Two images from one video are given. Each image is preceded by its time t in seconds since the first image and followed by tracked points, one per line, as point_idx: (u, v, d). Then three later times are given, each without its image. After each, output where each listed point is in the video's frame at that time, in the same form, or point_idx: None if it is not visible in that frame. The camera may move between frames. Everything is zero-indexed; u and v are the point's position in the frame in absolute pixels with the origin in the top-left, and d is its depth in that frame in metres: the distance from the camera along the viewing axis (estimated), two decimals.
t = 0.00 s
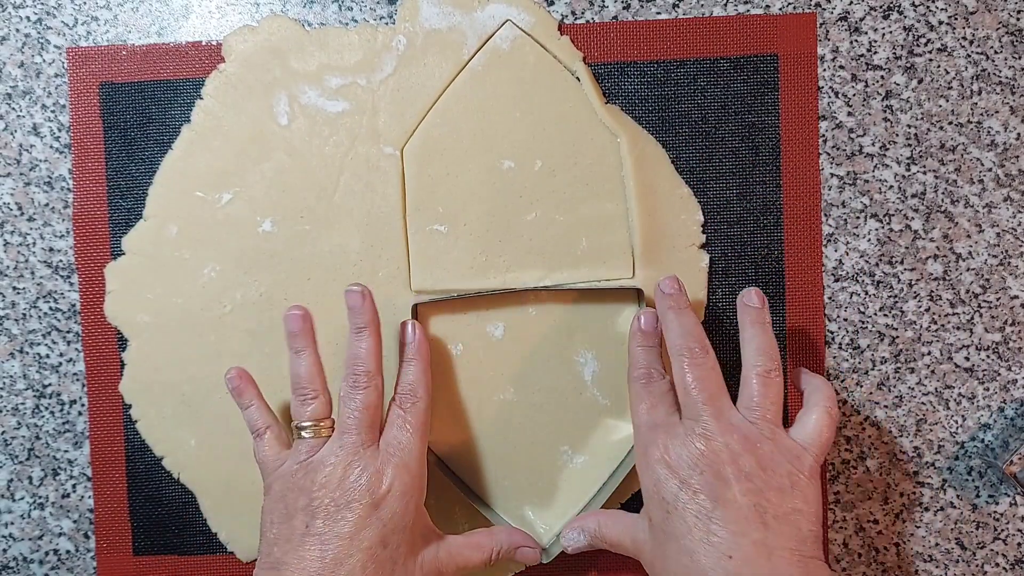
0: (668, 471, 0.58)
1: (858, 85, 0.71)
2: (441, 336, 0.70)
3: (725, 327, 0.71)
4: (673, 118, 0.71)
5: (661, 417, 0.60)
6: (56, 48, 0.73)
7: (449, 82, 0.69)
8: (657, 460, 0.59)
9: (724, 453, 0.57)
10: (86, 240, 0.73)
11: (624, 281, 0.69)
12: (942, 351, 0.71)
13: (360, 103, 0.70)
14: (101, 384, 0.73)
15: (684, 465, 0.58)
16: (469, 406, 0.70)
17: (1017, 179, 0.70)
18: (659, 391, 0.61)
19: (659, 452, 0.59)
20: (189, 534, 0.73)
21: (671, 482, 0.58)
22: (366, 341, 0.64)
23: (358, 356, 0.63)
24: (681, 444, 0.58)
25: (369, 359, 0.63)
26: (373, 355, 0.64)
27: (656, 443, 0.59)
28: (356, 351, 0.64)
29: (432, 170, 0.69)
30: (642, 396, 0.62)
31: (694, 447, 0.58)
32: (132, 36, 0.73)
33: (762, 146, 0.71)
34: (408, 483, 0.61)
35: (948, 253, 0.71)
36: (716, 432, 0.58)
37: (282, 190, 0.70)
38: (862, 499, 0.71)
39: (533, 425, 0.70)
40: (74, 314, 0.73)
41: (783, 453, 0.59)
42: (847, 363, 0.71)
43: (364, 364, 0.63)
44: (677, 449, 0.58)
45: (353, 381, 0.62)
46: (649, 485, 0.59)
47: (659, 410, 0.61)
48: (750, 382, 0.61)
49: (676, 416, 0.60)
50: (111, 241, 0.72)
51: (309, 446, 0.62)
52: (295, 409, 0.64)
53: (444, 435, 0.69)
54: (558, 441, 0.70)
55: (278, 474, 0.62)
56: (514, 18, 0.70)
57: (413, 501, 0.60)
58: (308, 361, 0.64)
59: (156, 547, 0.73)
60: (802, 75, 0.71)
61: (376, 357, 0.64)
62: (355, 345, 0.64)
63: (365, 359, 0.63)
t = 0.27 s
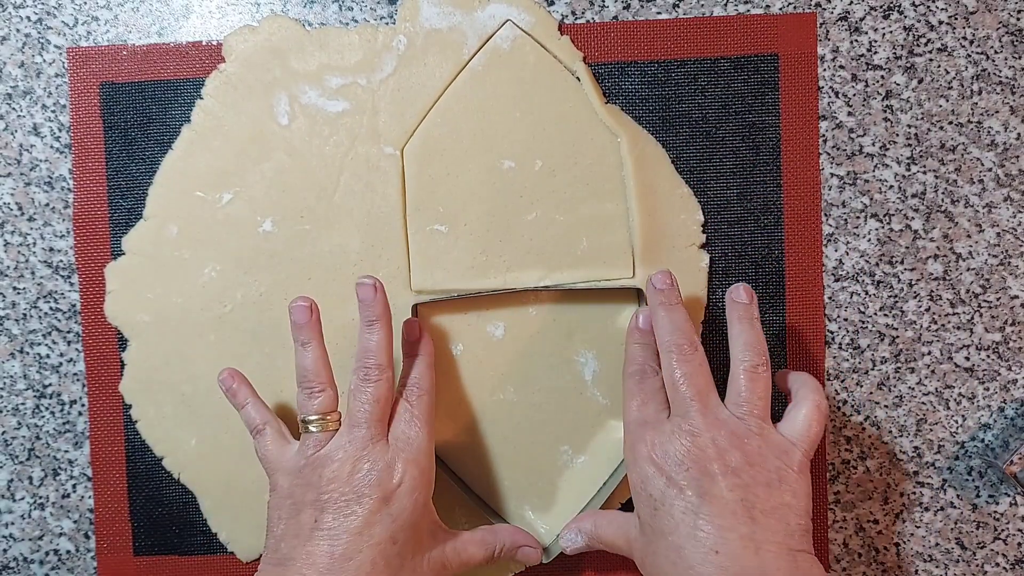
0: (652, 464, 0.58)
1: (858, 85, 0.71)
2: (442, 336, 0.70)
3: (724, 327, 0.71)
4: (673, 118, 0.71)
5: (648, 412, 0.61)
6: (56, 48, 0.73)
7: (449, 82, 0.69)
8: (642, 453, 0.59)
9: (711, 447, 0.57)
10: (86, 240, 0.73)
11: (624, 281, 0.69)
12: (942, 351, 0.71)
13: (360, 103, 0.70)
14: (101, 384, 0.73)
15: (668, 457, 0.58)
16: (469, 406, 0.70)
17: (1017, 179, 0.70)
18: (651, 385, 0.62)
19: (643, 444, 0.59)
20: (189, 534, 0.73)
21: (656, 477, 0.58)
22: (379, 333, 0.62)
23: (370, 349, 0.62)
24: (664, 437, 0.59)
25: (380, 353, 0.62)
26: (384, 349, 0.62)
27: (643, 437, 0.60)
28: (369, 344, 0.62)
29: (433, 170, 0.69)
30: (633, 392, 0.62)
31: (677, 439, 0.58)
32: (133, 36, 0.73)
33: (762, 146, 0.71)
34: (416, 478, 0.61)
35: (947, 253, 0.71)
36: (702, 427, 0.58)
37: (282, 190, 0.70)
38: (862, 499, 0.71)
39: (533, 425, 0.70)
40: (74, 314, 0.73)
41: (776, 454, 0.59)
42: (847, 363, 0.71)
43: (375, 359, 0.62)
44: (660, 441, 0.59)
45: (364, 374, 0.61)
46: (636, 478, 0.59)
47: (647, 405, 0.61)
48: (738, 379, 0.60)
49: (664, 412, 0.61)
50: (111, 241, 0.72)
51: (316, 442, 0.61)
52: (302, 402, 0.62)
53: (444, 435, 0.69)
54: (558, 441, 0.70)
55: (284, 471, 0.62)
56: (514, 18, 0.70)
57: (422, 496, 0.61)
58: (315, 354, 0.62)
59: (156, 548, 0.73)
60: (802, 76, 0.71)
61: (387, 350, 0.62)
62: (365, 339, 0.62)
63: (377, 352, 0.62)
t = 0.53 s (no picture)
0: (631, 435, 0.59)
1: (858, 85, 0.71)
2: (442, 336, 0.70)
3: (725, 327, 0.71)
4: (673, 118, 0.71)
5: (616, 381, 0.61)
6: (57, 48, 0.73)
7: (449, 82, 0.69)
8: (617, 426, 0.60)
9: (683, 409, 0.58)
10: (86, 240, 0.73)
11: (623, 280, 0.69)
12: (942, 351, 0.71)
13: (360, 103, 0.70)
14: (101, 384, 0.73)
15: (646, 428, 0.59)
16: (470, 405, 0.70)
17: (1017, 179, 0.70)
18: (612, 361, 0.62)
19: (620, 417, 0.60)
20: (189, 534, 0.73)
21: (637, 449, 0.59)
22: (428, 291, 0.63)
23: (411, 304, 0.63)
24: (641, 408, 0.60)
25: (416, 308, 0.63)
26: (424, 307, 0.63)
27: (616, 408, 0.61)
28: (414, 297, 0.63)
29: (432, 170, 0.69)
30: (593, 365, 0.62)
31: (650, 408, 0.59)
32: (133, 36, 0.73)
33: (762, 146, 0.71)
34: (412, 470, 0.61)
35: (947, 253, 0.71)
36: (678, 390, 0.59)
37: (282, 190, 0.70)
38: (862, 500, 0.71)
39: (532, 425, 0.70)
40: (74, 314, 0.73)
41: (764, 436, 0.59)
42: (847, 363, 0.71)
43: (415, 318, 0.63)
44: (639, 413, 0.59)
45: (398, 329, 0.63)
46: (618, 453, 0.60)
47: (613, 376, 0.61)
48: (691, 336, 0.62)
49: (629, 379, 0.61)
50: (111, 241, 0.73)
51: (332, 381, 0.62)
52: (330, 338, 0.64)
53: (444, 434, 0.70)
54: (557, 441, 0.70)
55: (289, 405, 0.62)
56: (514, 18, 0.70)
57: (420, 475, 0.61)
58: (356, 297, 0.64)
59: (156, 547, 0.73)
60: (802, 76, 0.71)
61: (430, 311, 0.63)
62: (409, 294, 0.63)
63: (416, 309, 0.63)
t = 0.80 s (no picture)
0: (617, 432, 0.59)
1: (858, 85, 0.71)
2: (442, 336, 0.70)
3: (725, 327, 0.71)
4: (673, 118, 0.71)
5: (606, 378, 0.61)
6: (57, 48, 0.73)
7: (449, 82, 0.69)
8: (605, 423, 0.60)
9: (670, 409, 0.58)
10: (86, 240, 0.73)
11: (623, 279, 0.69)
12: (942, 351, 0.71)
13: (360, 103, 0.70)
14: (101, 384, 0.73)
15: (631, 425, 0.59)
16: (470, 405, 0.70)
17: (1017, 179, 0.70)
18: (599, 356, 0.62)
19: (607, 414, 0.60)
20: (189, 534, 0.73)
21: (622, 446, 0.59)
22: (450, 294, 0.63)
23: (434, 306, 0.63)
24: (628, 406, 0.59)
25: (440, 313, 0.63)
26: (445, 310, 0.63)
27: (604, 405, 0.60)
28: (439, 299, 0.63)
29: (433, 170, 0.70)
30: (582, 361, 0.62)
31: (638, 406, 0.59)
32: (133, 36, 0.73)
33: (762, 146, 0.71)
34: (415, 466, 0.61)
35: (947, 253, 0.71)
36: (665, 389, 0.59)
37: (282, 190, 0.70)
38: (862, 499, 0.71)
39: (532, 425, 0.70)
40: (74, 314, 0.73)
41: (749, 437, 0.60)
42: (847, 363, 0.71)
43: (435, 322, 0.62)
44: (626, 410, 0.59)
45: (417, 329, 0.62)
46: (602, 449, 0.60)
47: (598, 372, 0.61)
48: (675, 341, 0.62)
49: (617, 379, 0.61)
50: (111, 241, 0.73)
51: (346, 373, 0.62)
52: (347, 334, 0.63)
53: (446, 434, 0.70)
54: (557, 441, 0.70)
55: (300, 396, 0.62)
56: (514, 18, 0.70)
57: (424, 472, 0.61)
58: (379, 296, 0.63)
59: (156, 547, 0.73)
60: (802, 76, 0.71)
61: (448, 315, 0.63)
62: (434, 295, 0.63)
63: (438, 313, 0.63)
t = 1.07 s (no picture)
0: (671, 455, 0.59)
1: (858, 85, 0.71)
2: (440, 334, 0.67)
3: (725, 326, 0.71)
4: (673, 118, 0.71)
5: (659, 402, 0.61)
6: (56, 48, 0.73)
7: (449, 82, 0.69)
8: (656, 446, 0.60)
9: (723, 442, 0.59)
10: (86, 240, 0.73)
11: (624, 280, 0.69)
12: (942, 351, 0.71)
13: (360, 103, 0.70)
14: (101, 384, 0.73)
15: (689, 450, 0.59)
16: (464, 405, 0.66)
17: (1017, 179, 0.70)
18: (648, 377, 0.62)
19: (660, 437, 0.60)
20: (189, 534, 0.73)
21: (678, 469, 0.59)
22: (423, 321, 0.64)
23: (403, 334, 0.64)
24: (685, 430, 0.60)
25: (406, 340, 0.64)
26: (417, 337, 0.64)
27: (656, 428, 0.60)
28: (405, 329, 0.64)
29: (433, 171, 0.69)
30: (634, 383, 0.62)
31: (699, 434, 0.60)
32: (132, 36, 0.73)
33: (762, 146, 0.71)
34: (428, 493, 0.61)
35: (947, 253, 0.71)
36: (718, 422, 0.61)
37: (282, 190, 0.70)
38: (862, 500, 0.71)
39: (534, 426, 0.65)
40: (74, 314, 0.73)
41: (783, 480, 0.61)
42: (847, 363, 0.71)
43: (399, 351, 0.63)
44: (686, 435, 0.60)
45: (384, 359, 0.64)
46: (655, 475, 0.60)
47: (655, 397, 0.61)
48: (727, 367, 0.69)
49: (670, 405, 0.61)
50: (111, 241, 0.72)
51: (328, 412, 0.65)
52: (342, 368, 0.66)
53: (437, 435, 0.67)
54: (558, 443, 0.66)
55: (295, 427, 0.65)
56: (514, 18, 0.70)
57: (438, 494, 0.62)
58: (355, 338, 0.66)
59: (156, 548, 0.73)
60: (802, 76, 0.71)
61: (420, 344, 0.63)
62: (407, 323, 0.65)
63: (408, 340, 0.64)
